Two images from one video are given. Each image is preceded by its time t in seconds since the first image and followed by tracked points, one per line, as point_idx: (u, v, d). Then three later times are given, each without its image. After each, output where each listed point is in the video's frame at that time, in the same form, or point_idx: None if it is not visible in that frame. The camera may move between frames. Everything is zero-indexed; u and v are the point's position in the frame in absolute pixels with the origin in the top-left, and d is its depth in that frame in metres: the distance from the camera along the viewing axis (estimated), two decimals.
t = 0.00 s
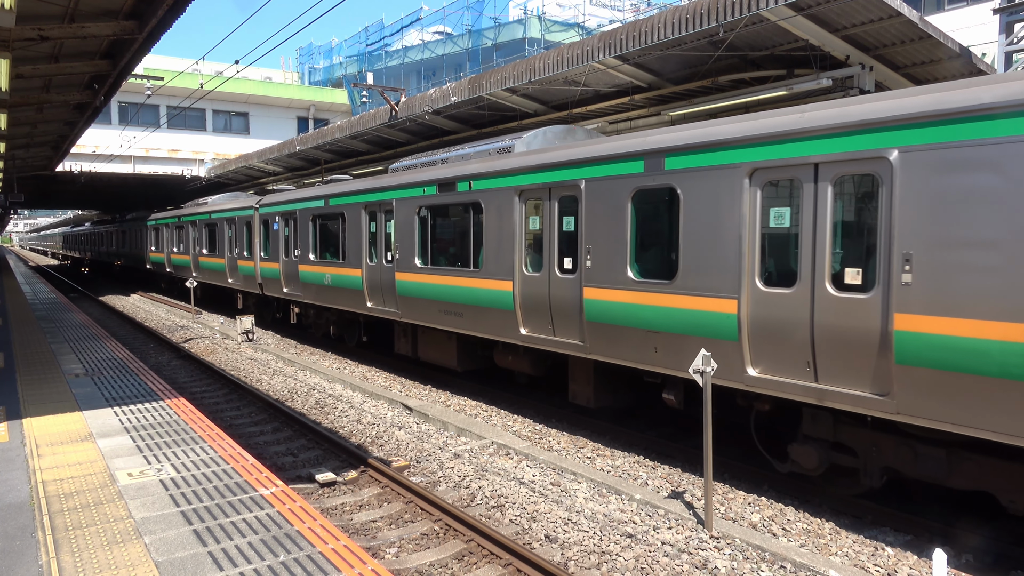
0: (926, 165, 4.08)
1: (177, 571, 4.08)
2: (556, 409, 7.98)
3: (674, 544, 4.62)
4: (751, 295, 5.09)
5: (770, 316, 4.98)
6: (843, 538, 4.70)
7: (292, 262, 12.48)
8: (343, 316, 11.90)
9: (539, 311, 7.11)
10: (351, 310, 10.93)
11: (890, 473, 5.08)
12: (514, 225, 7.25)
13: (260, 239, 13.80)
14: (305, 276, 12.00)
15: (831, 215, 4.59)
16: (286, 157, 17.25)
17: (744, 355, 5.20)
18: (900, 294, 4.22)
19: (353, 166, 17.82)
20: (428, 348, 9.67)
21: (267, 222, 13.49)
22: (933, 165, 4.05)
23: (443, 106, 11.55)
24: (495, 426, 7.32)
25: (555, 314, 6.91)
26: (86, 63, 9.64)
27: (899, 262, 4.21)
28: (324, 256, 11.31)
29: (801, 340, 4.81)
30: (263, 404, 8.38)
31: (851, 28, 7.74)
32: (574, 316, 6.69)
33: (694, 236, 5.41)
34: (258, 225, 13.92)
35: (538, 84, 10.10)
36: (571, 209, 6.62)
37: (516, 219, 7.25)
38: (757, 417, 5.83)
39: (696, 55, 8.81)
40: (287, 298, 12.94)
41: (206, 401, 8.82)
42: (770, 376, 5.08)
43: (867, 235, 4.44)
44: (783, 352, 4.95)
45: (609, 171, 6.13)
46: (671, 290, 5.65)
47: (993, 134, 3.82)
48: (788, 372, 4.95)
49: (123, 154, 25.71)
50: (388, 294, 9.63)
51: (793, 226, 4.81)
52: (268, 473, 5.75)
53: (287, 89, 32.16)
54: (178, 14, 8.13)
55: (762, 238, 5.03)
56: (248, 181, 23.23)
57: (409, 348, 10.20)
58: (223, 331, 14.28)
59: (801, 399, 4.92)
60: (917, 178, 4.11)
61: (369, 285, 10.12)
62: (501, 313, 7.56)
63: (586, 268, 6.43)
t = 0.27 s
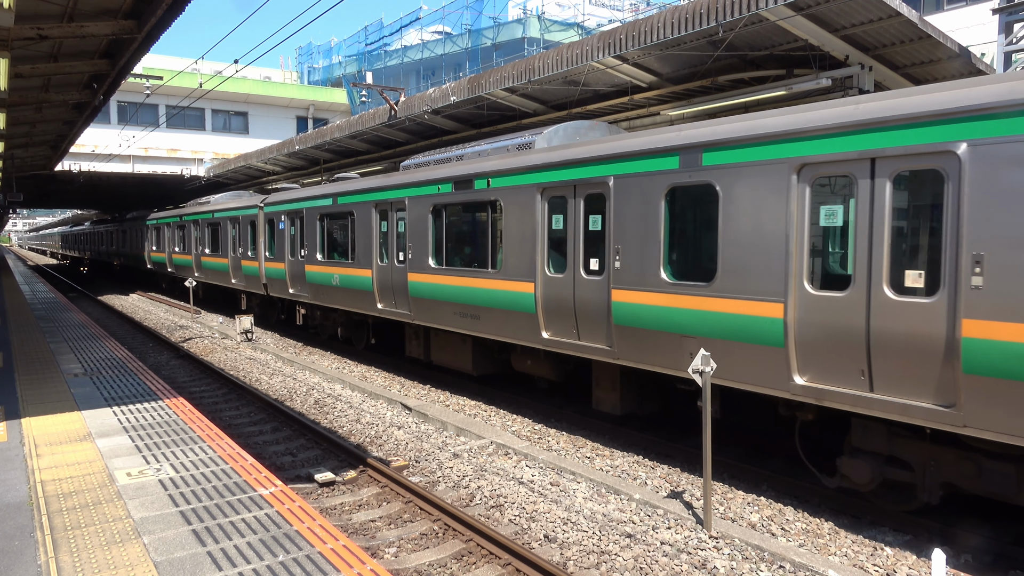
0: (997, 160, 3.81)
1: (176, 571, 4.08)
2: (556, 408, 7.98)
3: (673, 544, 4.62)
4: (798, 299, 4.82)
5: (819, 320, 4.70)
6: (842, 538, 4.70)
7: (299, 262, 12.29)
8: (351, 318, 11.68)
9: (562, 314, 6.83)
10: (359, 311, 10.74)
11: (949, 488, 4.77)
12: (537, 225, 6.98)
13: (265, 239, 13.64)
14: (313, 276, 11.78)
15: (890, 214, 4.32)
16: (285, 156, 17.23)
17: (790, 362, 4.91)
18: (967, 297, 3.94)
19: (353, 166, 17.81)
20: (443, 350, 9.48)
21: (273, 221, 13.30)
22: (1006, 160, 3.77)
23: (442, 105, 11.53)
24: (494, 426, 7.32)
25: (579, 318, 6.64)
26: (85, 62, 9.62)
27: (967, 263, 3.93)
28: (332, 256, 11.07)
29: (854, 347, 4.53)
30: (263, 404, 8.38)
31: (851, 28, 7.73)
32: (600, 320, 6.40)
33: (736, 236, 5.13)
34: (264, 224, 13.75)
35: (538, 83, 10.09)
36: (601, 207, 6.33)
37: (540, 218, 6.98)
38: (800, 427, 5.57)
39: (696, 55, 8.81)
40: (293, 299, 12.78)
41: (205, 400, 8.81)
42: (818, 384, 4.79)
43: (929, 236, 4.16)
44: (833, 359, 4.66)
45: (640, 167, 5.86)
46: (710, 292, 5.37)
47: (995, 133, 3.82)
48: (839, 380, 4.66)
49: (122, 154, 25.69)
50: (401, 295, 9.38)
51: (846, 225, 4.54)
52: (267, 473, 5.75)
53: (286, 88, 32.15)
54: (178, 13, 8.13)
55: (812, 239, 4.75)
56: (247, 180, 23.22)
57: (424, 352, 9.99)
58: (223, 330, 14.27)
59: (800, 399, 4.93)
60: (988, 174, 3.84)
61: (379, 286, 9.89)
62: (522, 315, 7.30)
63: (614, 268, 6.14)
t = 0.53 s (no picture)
0: None
1: (175, 570, 4.08)
2: (556, 408, 7.97)
3: (673, 543, 4.62)
4: (856, 302, 4.48)
5: (878, 325, 4.37)
6: (842, 538, 4.70)
7: (306, 262, 12.04)
8: (361, 318, 11.40)
9: (590, 318, 6.49)
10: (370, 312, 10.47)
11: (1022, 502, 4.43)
12: (563, 223, 6.64)
13: (271, 238, 13.44)
14: (321, 276, 11.52)
15: (962, 210, 3.98)
16: (285, 155, 17.21)
17: (847, 371, 4.57)
18: None
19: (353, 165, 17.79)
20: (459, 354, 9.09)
21: (280, 219, 13.05)
22: None
23: (442, 104, 11.52)
24: (494, 425, 7.31)
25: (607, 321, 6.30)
26: (84, 61, 9.61)
27: None
28: (342, 256, 10.81)
29: (920, 355, 4.18)
30: (263, 403, 8.37)
31: (852, 27, 7.72)
32: (632, 323, 6.06)
33: (787, 235, 4.80)
34: (270, 223, 13.53)
35: (538, 82, 10.07)
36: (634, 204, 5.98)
37: (566, 216, 6.64)
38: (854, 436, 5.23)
39: (696, 54, 8.80)
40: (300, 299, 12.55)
41: (204, 399, 8.81)
42: (878, 396, 4.45)
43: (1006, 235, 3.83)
44: (896, 368, 4.32)
45: (676, 162, 5.54)
46: (756, 295, 5.03)
47: (996, 132, 3.80)
48: (902, 391, 4.32)
49: (122, 152, 25.67)
50: (416, 296, 9.09)
51: (912, 223, 4.21)
52: (267, 472, 5.74)
53: (286, 87, 32.14)
54: (177, 12, 8.12)
55: (872, 237, 4.41)
56: (247, 179, 23.22)
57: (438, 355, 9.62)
58: (222, 329, 14.27)
59: (801, 398, 4.91)
60: None
61: (391, 287, 9.61)
62: (542, 317, 7.00)
63: (649, 269, 5.80)
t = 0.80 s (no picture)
0: None
1: (175, 570, 4.07)
2: (556, 407, 7.97)
3: (673, 542, 4.62)
4: (928, 305, 4.15)
5: (952, 331, 4.06)
6: (842, 536, 4.70)
7: (315, 262, 11.73)
8: (372, 320, 11.10)
9: (624, 321, 6.13)
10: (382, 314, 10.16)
11: None
12: (594, 221, 6.30)
13: (278, 238, 13.19)
14: (331, 276, 11.22)
15: None
16: (285, 155, 17.19)
17: (916, 379, 4.25)
18: None
19: (353, 164, 17.78)
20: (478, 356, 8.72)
21: (287, 218, 12.76)
22: None
23: (441, 103, 11.50)
24: (494, 424, 7.31)
25: (642, 325, 5.95)
26: (83, 61, 9.61)
27: None
28: (353, 256, 10.50)
29: (1001, 364, 3.86)
30: (263, 402, 8.38)
31: (852, 25, 7.70)
32: (670, 327, 5.70)
33: (849, 234, 4.48)
34: (277, 222, 13.28)
35: (538, 81, 10.06)
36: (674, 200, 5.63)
37: (597, 213, 6.30)
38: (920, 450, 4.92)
39: (696, 53, 8.79)
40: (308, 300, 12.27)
41: (204, 399, 8.80)
42: (950, 406, 4.14)
43: None
44: (971, 377, 4.00)
45: (713, 156, 5.24)
46: (814, 298, 4.71)
47: (994, 131, 3.83)
48: (978, 402, 4.00)
49: (121, 152, 25.66)
50: (433, 298, 8.75)
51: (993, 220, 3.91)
52: (267, 472, 5.74)
53: (286, 87, 32.15)
54: (176, 12, 8.10)
55: (947, 236, 4.10)
56: (247, 179, 23.22)
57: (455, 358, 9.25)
58: (222, 329, 14.27)
59: (802, 396, 4.92)
60: None
61: (405, 287, 9.29)
62: (570, 320, 6.67)
63: (689, 270, 5.45)
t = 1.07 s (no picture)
0: None
1: (176, 569, 4.07)
2: (556, 406, 7.98)
3: (673, 541, 4.62)
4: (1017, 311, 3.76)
5: None
6: (841, 535, 4.70)
7: (325, 261, 11.39)
8: (384, 322, 10.75)
9: (663, 325, 5.76)
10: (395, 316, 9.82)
11: None
12: (629, 219, 5.92)
13: (286, 237, 12.88)
14: (342, 276, 10.87)
15: None
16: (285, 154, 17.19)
17: (1000, 392, 3.86)
18: None
19: (353, 163, 17.79)
20: (499, 361, 8.41)
21: (296, 216, 12.43)
22: None
23: (441, 102, 11.50)
24: (494, 423, 7.31)
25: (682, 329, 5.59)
26: (82, 59, 9.61)
27: None
28: (366, 256, 10.15)
29: None
30: (263, 401, 8.38)
31: (851, 24, 7.70)
32: (716, 330, 5.32)
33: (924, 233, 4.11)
34: (286, 220, 12.96)
35: (537, 80, 10.06)
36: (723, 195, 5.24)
37: (632, 211, 5.92)
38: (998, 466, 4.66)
39: (695, 52, 8.79)
40: (318, 301, 11.94)
41: (204, 398, 8.81)
42: None
43: None
44: None
45: (755, 151, 4.96)
46: (883, 303, 4.34)
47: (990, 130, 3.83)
48: None
49: (121, 151, 25.65)
50: (451, 299, 8.40)
51: None
52: (267, 471, 5.74)
53: (286, 86, 32.17)
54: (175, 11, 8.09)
55: None
56: (247, 178, 23.23)
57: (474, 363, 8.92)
58: (222, 328, 14.27)
59: (800, 394, 4.92)
60: None
61: (421, 288, 8.93)
62: (601, 324, 6.30)
63: (739, 271, 5.08)
